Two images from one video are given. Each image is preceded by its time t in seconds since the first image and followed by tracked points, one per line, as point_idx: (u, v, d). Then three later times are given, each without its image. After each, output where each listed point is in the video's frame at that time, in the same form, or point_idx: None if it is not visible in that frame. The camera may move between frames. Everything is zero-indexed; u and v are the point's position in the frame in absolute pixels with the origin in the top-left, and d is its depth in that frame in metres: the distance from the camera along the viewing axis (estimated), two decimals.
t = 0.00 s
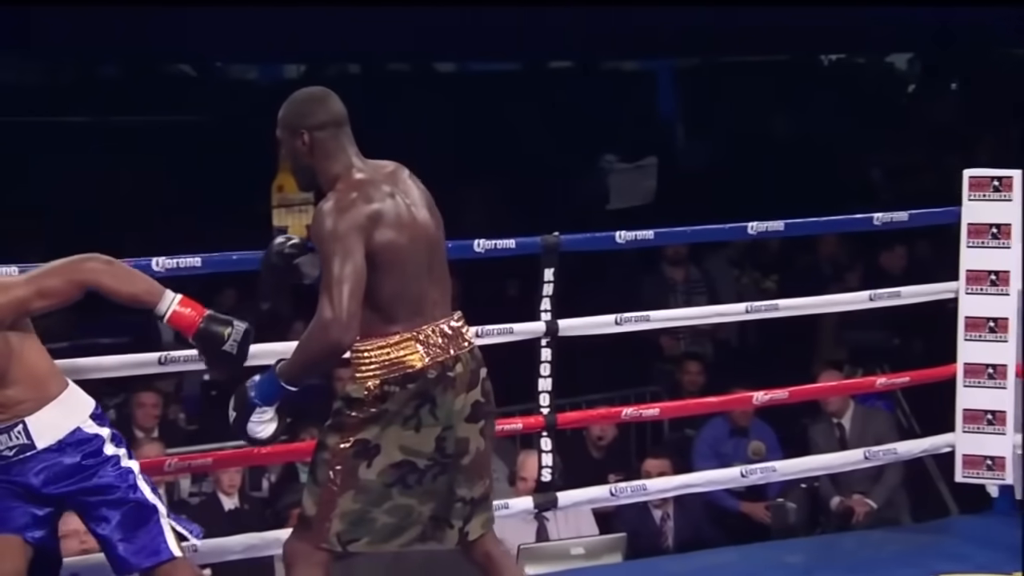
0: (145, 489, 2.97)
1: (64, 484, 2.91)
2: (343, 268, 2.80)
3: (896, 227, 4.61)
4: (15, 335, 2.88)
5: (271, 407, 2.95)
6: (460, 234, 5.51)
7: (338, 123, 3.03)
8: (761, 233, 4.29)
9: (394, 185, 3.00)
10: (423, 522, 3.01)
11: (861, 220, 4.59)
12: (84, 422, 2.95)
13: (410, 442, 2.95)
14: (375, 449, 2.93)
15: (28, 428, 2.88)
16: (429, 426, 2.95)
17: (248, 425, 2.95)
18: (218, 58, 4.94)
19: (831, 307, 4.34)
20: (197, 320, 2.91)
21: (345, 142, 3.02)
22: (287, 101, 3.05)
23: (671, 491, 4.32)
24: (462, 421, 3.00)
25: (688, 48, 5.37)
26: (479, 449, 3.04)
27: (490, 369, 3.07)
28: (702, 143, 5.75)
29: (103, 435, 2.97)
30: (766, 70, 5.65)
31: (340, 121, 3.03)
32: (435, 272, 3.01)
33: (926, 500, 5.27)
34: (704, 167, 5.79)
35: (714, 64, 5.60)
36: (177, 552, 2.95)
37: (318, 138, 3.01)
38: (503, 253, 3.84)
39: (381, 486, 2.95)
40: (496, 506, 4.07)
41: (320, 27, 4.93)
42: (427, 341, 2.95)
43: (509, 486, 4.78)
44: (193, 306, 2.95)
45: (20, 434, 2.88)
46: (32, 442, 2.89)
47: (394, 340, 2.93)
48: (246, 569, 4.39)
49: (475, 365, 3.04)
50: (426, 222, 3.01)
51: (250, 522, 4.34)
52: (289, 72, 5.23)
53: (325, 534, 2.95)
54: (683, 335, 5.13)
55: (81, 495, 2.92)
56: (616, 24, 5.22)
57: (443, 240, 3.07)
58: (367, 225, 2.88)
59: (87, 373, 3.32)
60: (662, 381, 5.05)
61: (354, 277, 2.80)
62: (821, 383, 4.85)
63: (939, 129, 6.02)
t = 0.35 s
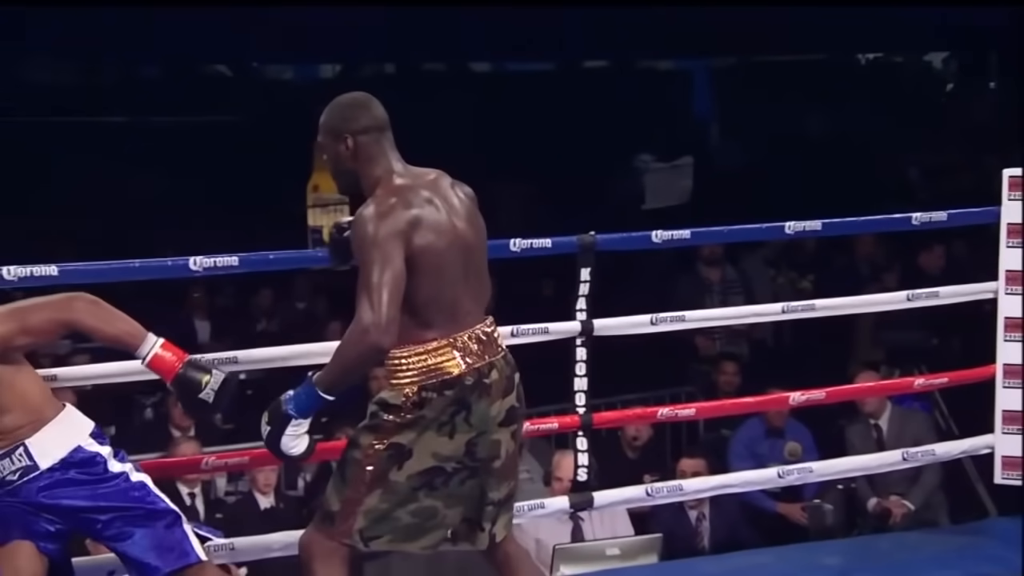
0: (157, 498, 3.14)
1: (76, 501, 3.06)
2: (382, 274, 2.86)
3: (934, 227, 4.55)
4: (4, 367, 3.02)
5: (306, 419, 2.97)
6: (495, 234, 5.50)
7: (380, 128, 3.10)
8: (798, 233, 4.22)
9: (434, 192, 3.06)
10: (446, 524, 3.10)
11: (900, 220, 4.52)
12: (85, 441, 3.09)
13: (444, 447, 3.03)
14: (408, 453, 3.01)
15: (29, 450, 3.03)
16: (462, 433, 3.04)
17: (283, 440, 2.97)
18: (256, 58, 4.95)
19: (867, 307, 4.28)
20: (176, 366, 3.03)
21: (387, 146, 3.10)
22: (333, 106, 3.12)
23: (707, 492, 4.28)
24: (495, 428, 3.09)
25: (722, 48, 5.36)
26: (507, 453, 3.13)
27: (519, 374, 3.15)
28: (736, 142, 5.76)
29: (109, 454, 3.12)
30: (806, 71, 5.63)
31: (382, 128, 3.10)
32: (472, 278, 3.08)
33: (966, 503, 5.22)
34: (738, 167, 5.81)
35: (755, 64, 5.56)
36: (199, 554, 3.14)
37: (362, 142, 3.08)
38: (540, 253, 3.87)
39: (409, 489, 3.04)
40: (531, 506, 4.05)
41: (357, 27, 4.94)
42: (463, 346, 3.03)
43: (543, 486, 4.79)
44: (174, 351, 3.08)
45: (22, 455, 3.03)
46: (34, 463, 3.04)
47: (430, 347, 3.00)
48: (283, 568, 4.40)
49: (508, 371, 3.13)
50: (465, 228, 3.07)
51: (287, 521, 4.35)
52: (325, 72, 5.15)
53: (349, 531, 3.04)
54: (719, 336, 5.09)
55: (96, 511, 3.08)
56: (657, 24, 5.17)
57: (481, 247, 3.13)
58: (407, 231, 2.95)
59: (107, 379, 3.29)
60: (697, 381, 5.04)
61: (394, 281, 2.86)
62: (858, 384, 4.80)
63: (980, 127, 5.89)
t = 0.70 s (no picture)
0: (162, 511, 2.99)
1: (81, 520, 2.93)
2: (421, 285, 2.70)
3: (972, 226, 4.48)
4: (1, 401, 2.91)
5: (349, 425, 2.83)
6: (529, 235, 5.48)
7: (424, 135, 2.95)
8: (835, 234, 4.15)
9: (474, 200, 2.89)
10: (468, 535, 2.86)
11: (938, 220, 4.46)
12: (82, 459, 2.96)
13: (469, 458, 2.82)
14: (434, 462, 2.80)
15: (29, 472, 2.92)
16: (490, 445, 2.82)
17: (323, 450, 2.86)
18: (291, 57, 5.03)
19: (904, 308, 4.21)
20: (150, 421, 2.83)
21: (430, 155, 2.94)
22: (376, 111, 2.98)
23: (742, 492, 4.26)
24: (523, 441, 2.87)
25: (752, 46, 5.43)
26: (534, 467, 2.91)
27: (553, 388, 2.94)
28: (772, 142, 5.66)
29: (107, 471, 2.97)
30: (838, 72, 5.61)
31: (426, 135, 2.95)
32: (510, 291, 2.90)
33: (1007, 505, 5.17)
34: (773, 166, 5.69)
35: (786, 63, 5.55)
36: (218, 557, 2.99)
37: (405, 149, 2.93)
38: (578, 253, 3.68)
39: (431, 496, 2.83)
40: (564, 506, 4.01)
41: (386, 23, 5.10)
42: (497, 359, 2.83)
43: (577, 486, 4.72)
44: (152, 405, 2.88)
45: (21, 478, 2.92)
46: (34, 484, 2.92)
47: (464, 357, 2.81)
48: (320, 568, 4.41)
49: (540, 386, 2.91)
50: (504, 238, 2.90)
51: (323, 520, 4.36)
52: (358, 71, 5.20)
53: (368, 531, 2.82)
54: (755, 337, 5.07)
55: (104, 528, 2.95)
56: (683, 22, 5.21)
57: (520, 256, 2.95)
58: (445, 241, 2.77)
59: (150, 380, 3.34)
60: (732, 381, 5.04)
61: (430, 293, 2.70)
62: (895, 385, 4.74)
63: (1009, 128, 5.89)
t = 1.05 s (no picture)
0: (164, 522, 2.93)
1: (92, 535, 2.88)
2: (454, 289, 2.72)
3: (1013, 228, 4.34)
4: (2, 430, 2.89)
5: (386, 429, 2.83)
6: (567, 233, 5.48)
7: (465, 140, 2.98)
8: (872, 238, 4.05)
9: (510, 206, 2.92)
10: (487, 541, 2.88)
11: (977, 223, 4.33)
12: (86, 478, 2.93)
13: (494, 465, 2.85)
14: (459, 468, 2.82)
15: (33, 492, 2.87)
16: (516, 454, 2.86)
17: (362, 456, 2.85)
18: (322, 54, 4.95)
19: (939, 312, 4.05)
20: (113, 481, 2.78)
21: (470, 161, 2.97)
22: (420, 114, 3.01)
23: (776, 493, 4.17)
24: (547, 450, 2.89)
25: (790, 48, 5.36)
26: (561, 476, 2.93)
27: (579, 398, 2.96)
28: (808, 141, 5.65)
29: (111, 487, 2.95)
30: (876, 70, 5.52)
31: (468, 141, 2.97)
32: (541, 299, 2.92)
33: None
34: (809, 165, 5.69)
35: (824, 61, 5.49)
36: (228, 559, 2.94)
37: (445, 153, 2.96)
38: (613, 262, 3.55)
39: (455, 502, 2.84)
40: (599, 504, 3.97)
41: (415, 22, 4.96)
42: (524, 366, 2.86)
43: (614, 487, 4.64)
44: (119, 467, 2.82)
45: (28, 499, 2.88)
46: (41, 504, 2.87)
47: (491, 364, 2.83)
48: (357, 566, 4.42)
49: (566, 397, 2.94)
50: (538, 246, 2.92)
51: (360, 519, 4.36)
52: (393, 71, 5.20)
53: (388, 528, 2.83)
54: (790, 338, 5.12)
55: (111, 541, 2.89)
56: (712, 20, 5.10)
57: (553, 265, 2.97)
58: (479, 246, 2.79)
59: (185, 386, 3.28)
60: (768, 381, 5.02)
61: (462, 298, 2.71)
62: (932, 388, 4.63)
63: None
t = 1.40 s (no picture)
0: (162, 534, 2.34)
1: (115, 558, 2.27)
2: (478, 282, 2.26)
3: None
4: None
5: (421, 433, 2.32)
6: (597, 232, 5.55)
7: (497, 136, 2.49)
8: (907, 247, 3.59)
9: (536, 202, 2.43)
10: (507, 530, 2.44)
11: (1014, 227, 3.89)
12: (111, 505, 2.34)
13: (514, 460, 2.38)
14: (479, 462, 2.35)
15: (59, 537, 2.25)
16: (537, 451, 2.37)
17: (394, 457, 2.32)
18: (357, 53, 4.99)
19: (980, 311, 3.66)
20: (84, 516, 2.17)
21: (501, 157, 2.49)
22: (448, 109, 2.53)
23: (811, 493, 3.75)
24: (571, 447, 2.43)
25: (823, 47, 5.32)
26: (587, 473, 2.46)
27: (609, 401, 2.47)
28: (845, 138, 5.70)
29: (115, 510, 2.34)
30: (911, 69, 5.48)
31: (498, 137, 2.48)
32: (569, 297, 2.44)
33: None
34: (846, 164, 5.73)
35: (858, 60, 5.46)
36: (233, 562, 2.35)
37: (474, 151, 2.47)
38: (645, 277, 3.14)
39: (476, 494, 2.39)
40: (630, 505, 3.52)
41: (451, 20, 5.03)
42: (550, 365, 2.37)
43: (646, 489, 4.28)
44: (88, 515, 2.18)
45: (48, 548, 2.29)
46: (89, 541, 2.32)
47: (516, 360, 2.35)
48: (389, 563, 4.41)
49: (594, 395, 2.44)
50: (568, 245, 2.43)
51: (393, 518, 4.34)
52: (426, 69, 5.26)
53: (408, 513, 2.37)
54: (824, 338, 5.06)
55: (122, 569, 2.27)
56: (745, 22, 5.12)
57: (584, 264, 2.48)
58: (503, 242, 2.33)
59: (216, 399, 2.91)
60: (802, 381, 4.96)
61: (485, 295, 2.25)
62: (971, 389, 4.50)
63: None
